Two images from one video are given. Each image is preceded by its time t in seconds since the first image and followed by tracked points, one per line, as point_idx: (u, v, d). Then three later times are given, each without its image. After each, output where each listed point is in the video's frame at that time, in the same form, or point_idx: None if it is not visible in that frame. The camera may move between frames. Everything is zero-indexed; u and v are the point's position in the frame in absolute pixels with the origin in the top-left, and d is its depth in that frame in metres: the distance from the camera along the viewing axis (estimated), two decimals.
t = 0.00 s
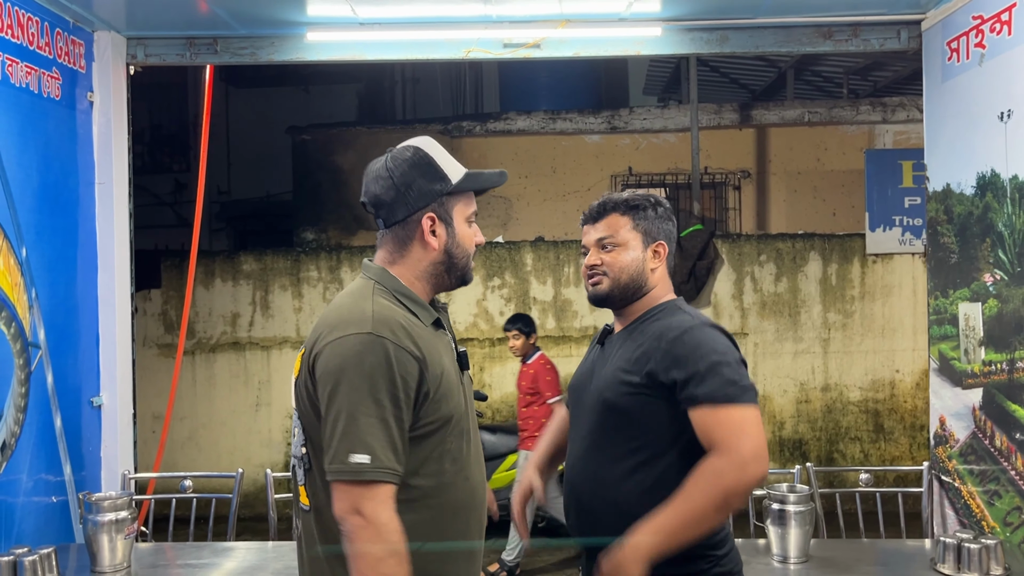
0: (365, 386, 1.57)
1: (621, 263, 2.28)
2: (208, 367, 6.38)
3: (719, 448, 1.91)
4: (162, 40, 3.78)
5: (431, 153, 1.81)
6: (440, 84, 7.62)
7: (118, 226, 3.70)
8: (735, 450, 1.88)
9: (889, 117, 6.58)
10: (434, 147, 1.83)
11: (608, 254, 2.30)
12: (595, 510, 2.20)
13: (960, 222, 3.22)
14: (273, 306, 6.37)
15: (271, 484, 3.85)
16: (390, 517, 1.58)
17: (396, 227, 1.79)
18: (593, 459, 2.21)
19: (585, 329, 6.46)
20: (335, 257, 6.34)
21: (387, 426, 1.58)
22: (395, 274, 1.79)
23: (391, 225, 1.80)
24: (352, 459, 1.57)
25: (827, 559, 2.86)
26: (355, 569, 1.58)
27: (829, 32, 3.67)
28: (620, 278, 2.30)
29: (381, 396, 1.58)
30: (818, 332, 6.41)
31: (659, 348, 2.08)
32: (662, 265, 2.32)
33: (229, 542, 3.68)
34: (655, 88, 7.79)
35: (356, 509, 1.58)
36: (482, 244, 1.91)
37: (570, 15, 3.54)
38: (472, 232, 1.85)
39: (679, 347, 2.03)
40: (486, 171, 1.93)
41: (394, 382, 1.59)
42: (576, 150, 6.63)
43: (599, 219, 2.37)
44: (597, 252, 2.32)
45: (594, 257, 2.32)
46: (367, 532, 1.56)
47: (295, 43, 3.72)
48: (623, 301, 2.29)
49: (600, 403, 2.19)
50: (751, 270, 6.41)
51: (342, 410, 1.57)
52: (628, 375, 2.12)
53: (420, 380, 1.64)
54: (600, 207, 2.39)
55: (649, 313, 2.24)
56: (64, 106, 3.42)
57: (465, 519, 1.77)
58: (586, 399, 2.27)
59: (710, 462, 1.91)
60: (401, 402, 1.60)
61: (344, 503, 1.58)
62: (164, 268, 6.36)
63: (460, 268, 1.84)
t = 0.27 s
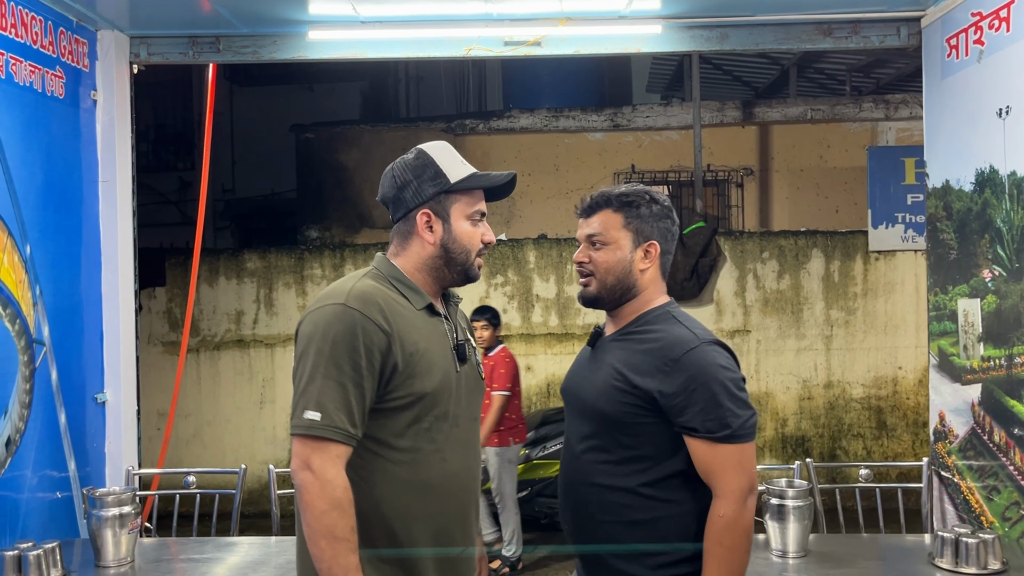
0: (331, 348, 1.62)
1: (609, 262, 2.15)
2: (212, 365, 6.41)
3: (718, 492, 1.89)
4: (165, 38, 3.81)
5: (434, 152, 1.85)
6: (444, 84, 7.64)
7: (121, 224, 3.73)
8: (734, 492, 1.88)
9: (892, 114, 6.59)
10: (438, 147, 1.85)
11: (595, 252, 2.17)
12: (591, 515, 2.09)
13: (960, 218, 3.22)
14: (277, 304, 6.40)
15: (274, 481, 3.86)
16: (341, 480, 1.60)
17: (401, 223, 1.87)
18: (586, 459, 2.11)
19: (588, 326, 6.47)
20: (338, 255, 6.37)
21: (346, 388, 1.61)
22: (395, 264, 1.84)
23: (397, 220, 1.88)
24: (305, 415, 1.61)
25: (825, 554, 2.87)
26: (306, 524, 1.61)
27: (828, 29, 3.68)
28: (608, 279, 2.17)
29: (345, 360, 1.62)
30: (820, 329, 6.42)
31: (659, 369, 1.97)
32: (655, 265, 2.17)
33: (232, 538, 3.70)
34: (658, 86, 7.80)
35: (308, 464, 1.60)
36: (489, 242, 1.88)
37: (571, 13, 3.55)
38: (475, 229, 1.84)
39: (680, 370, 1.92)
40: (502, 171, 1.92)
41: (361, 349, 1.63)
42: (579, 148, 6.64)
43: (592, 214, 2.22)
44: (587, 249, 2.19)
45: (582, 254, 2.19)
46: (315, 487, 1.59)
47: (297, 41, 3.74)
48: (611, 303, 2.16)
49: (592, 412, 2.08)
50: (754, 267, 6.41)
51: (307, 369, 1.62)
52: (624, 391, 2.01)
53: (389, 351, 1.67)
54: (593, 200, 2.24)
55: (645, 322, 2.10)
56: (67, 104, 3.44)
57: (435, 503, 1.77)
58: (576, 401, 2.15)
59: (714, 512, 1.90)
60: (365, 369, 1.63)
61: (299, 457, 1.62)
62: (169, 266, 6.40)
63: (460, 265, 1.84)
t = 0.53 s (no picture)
0: (334, 334, 1.82)
1: (605, 274, 2.29)
2: (217, 362, 6.44)
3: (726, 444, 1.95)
4: (170, 36, 3.82)
5: (438, 158, 2.09)
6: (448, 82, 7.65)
7: (128, 221, 3.75)
8: (740, 449, 1.92)
9: (896, 111, 6.59)
10: (443, 153, 2.10)
11: (592, 263, 2.31)
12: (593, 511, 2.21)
13: (964, 214, 3.23)
14: (282, 301, 6.41)
15: (280, 477, 3.87)
16: (348, 459, 1.80)
17: (408, 223, 2.12)
18: (585, 455, 2.22)
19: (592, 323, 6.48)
20: (343, 253, 6.39)
21: (348, 370, 1.81)
22: (400, 260, 2.09)
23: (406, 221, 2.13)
24: (311, 395, 1.80)
25: (829, 549, 2.88)
26: (321, 501, 1.81)
27: (833, 26, 3.67)
28: (602, 289, 2.31)
29: (347, 344, 1.82)
30: (824, 326, 6.42)
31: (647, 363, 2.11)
32: (647, 278, 2.31)
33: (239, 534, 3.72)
34: (662, 83, 7.81)
35: (318, 446, 1.80)
36: (489, 242, 2.08)
37: (575, 10, 3.55)
38: (474, 228, 2.06)
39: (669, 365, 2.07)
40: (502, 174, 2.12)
41: (360, 333, 1.84)
42: (583, 145, 6.65)
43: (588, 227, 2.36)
44: (584, 260, 2.33)
45: (579, 266, 2.34)
46: (325, 465, 1.79)
47: (302, 39, 3.76)
48: (604, 311, 2.31)
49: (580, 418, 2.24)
50: (758, 264, 6.40)
51: (314, 351, 1.83)
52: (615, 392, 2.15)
53: (386, 337, 1.88)
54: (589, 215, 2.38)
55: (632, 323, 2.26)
56: (74, 102, 3.46)
57: (433, 484, 1.98)
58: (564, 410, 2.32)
59: (723, 468, 1.92)
60: (365, 352, 1.84)
61: (307, 440, 1.81)
62: (174, 264, 6.42)
63: (459, 262, 2.05)
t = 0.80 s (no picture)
0: (341, 344, 1.77)
1: (602, 244, 2.30)
2: (222, 359, 6.44)
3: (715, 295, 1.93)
4: (179, 34, 3.82)
5: (433, 152, 2.03)
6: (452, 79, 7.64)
7: (137, 219, 3.75)
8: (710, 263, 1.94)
9: (901, 107, 6.58)
10: (439, 145, 2.04)
11: (590, 236, 2.30)
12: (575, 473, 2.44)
13: (974, 212, 3.23)
14: (287, 298, 6.42)
15: (288, 474, 3.89)
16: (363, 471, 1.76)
17: (406, 220, 2.06)
18: (572, 426, 2.41)
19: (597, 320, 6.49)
20: (347, 250, 6.39)
21: (357, 379, 1.76)
22: (399, 258, 2.03)
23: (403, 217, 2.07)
24: (321, 408, 1.76)
25: (840, 546, 2.88)
26: (335, 512, 1.77)
27: (841, 23, 3.67)
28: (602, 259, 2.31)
29: (355, 353, 1.77)
30: (829, 323, 6.41)
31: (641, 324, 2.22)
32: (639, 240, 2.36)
33: (248, 531, 3.73)
34: (666, 80, 7.80)
35: (331, 458, 1.76)
36: (490, 235, 2.04)
37: (583, 8, 3.55)
38: (475, 222, 2.01)
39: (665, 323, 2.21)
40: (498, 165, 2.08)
41: (368, 340, 1.79)
42: (587, 142, 6.65)
43: (575, 197, 2.30)
44: (580, 233, 2.31)
45: (575, 239, 2.32)
46: (340, 477, 1.75)
47: (311, 36, 3.76)
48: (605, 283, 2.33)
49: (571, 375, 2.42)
50: (763, 261, 6.40)
51: (320, 362, 1.78)
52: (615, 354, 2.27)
53: (393, 341, 1.84)
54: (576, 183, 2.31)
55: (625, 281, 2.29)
56: (83, 100, 3.46)
57: (447, 491, 1.96)
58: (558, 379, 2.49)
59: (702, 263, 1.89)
60: (374, 359, 1.79)
61: (319, 451, 1.76)
62: (179, 261, 6.42)
63: (462, 257, 2.01)
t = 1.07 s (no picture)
0: (363, 376, 1.58)
1: (617, 280, 2.49)
2: (225, 358, 6.43)
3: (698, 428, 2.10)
4: (188, 31, 3.80)
5: (426, 140, 1.80)
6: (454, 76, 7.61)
7: (146, 218, 3.74)
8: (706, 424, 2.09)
9: (904, 106, 6.59)
10: (430, 131, 1.81)
11: (607, 272, 2.49)
12: (593, 496, 2.43)
13: (988, 210, 3.23)
14: (290, 297, 6.40)
15: (298, 473, 3.90)
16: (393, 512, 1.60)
17: (402, 218, 1.82)
18: (595, 450, 2.43)
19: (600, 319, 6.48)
20: (351, 248, 6.37)
21: (384, 413, 1.59)
22: (401, 260, 1.81)
23: (398, 215, 1.82)
24: (347, 448, 1.58)
25: (854, 547, 2.88)
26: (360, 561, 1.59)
27: (854, 21, 3.67)
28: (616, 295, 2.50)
29: (381, 386, 1.59)
30: (833, 321, 6.41)
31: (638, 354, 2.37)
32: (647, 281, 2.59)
33: (257, 531, 3.72)
34: (668, 78, 7.78)
35: (357, 500, 1.58)
36: (496, 224, 1.87)
37: (596, 6, 3.54)
38: (480, 211, 1.83)
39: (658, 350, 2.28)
40: (492, 148, 1.89)
41: (393, 367, 1.60)
42: (590, 140, 6.63)
43: (594, 235, 2.53)
44: (596, 269, 2.49)
45: (593, 273, 2.49)
46: (368, 523, 1.57)
47: (321, 34, 3.74)
48: (616, 317, 2.51)
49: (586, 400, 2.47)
50: (767, 259, 6.40)
51: (342, 395, 1.59)
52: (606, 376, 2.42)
53: (419, 365, 1.65)
54: (596, 223, 2.54)
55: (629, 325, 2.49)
56: (93, 97, 3.45)
57: (477, 519, 1.78)
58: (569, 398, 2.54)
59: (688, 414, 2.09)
60: (400, 389, 1.61)
61: (344, 493, 1.59)
62: (182, 259, 6.41)
63: (470, 251, 1.82)
